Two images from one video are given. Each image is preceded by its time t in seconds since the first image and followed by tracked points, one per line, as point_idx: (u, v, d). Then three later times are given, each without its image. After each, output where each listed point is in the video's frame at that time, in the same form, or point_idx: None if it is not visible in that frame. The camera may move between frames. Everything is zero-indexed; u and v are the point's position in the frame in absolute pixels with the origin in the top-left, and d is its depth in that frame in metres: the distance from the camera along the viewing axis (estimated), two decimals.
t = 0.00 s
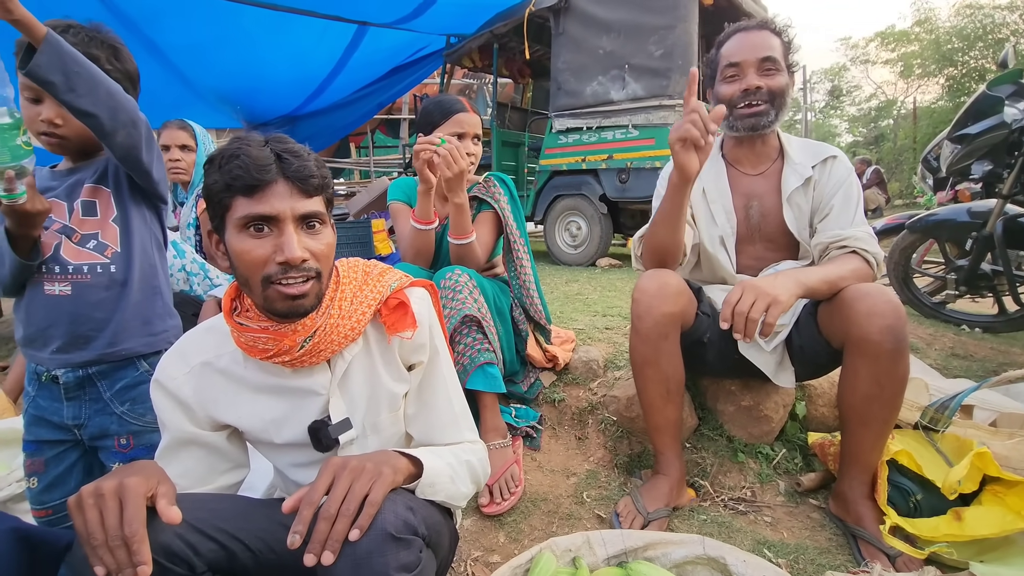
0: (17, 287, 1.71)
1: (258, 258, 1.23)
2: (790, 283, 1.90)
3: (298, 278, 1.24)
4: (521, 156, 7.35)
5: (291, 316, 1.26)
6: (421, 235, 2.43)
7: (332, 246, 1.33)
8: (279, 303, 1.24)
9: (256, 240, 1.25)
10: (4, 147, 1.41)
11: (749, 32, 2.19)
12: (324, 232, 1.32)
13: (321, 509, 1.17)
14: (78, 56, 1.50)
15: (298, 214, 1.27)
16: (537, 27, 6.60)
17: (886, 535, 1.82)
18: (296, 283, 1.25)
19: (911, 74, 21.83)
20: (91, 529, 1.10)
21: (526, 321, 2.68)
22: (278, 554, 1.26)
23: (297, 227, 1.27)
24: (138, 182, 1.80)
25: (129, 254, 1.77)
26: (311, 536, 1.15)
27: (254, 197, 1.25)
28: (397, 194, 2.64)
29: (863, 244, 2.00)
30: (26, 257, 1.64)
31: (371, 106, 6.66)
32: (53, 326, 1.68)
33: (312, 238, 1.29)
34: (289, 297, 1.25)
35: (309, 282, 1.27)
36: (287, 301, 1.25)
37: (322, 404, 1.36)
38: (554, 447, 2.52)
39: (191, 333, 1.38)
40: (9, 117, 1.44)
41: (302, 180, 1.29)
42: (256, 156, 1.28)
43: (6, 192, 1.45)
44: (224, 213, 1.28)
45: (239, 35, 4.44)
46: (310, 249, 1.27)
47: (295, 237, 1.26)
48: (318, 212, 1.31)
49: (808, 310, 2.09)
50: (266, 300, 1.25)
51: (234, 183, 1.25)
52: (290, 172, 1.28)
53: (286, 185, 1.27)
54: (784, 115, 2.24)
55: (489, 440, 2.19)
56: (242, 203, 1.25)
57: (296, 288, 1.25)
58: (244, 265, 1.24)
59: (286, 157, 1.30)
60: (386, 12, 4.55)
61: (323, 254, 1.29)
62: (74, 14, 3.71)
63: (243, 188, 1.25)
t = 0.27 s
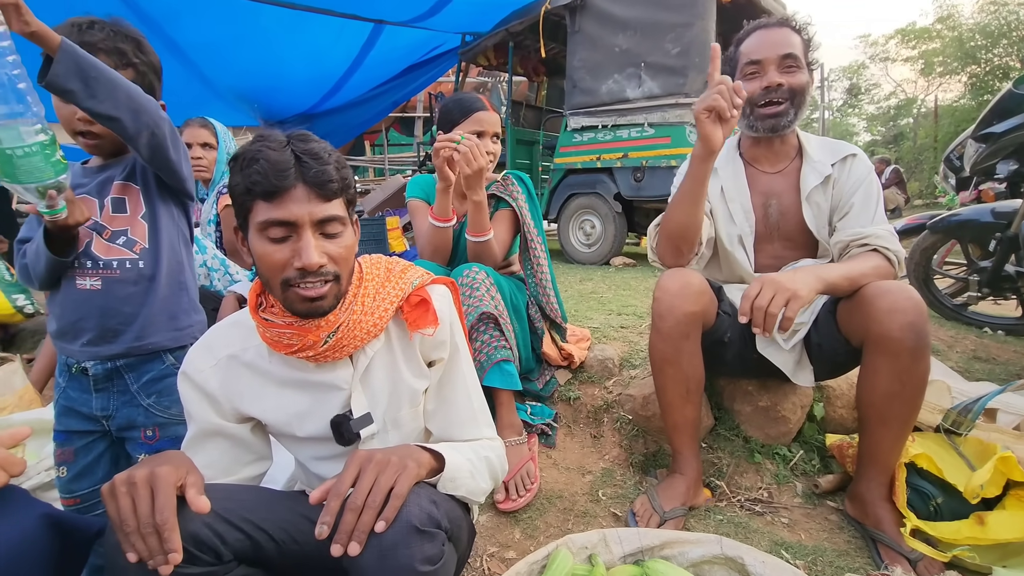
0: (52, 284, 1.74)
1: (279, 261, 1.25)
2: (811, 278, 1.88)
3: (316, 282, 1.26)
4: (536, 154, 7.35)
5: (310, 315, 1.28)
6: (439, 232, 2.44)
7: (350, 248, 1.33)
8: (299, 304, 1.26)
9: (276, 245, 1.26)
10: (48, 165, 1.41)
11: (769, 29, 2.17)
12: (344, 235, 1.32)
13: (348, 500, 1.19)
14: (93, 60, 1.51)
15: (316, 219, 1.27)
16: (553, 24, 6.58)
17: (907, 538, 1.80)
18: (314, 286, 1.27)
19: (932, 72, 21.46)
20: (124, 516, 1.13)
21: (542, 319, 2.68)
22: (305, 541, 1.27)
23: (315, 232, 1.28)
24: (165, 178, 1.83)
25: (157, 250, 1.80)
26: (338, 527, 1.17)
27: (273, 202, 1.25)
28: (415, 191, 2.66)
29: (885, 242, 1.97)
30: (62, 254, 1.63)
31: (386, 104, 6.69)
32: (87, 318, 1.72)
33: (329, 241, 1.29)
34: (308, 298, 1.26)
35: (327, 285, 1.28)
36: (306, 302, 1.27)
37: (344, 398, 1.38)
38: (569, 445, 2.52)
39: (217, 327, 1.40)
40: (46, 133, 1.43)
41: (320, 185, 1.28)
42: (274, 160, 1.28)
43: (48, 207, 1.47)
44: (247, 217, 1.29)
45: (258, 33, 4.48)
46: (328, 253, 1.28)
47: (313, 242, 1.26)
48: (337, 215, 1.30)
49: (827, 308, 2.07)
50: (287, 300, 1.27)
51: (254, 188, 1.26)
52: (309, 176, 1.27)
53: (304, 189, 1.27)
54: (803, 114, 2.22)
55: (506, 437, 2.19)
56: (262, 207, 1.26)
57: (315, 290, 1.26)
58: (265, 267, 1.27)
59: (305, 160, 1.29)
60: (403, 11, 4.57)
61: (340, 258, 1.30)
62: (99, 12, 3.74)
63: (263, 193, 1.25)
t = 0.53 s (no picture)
0: (109, 275, 1.81)
1: (306, 266, 1.28)
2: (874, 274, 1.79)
3: (341, 287, 1.27)
4: (563, 150, 7.32)
5: (339, 317, 1.31)
6: (471, 228, 2.46)
7: (376, 251, 1.32)
8: (327, 306, 1.29)
9: (303, 250, 1.28)
10: (112, 154, 1.46)
11: (805, 24, 2.14)
12: (369, 238, 1.31)
13: (395, 484, 1.23)
14: (151, 69, 1.56)
15: (337, 226, 1.27)
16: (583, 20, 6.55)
17: (946, 548, 1.77)
18: (340, 292, 1.28)
19: (976, 68, 20.71)
20: (182, 491, 1.17)
21: (571, 316, 2.68)
22: (350, 523, 1.33)
23: (337, 238, 1.28)
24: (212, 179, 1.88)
25: (203, 244, 1.86)
26: (385, 509, 1.22)
27: (296, 209, 1.26)
28: (447, 186, 2.68)
29: (933, 241, 1.92)
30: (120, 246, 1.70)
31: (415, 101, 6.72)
32: (139, 306, 1.78)
33: (352, 246, 1.29)
34: (335, 303, 1.28)
35: (353, 290, 1.29)
36: (334, 307, 1.29)
37: (381, 393, 1.40)
38: (597, 442, 2.52)
39: (264, 318, 1.44)
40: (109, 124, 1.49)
41: (339, 192, 1.26)
42: (291, 168, 1.27)
43: (112, 195, 1.51)
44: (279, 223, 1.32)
45: (292, 30, 4.55)
46: (350, 258, 1.27)
47: (335, 248, 1.27)
48: (359, 219, 1.29)
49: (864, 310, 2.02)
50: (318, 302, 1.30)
51: (279, 200, 1.28)
52: (327, 182, 1.26)
53: (323, 196, 1.26)
54: (838, 108, 2.15)
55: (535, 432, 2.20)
56: (287, 214, 1.27)
57: (340, 296, 1.28)
58: (297, 270, 1.30)
59: (325, 166, 1.28)
60: (433, 8, 4.60)
61: (365, 262, 1.30)
62: (143, 9, 3.84)
63: (286, 203, 1.27)
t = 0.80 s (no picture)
0: (213, 247, 1.98)
1: (396, 242, 1.33)
2: (974, 269, 1.66)
3: (427, 263, 1.32)
4: (629, 137, 7.14)
5: (426, 295, 1.36)
6: (542, 214, 2.48)
7: (461, 228, 1.36)
8: (414, 282, 1.34)
9: (392, 225, 1.34)
10: (230, 122, 1.65)
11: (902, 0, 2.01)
12: (454, 215, 1.35)
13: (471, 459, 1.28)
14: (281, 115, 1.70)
15: (425, 201, 1.32)
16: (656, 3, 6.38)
17: None
18: (427, 270, 1.33)
19: None
20: (284, 453, 1.27)
21: (639, 305, 2.66)
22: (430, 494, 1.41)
23: (425, 213, 1.33)
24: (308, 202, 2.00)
25: (297, 227, 1.97)
26: (462, 483, 1.28)
27: (387, 184, 1.32)
28: (519, 171, 2.71)
29: None
30: (227, 218, 1.91)
31: (480, 87, 6.66)
32: (233, 280, 1.93)
33: (439, 222, 1.34)
34: (422, 279, 1.34)
35: (438, 267, 1.34)
36: (420, 283, 1.34)
37: (460, 368, 1.46)
38: (662, 431, 2.51)
39: (352, 292, 1.53)
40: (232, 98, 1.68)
41: (428, 168, 1.32)
42: (387, 144, 1.33)
43: (222, 164, 1.72)
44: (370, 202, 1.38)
45: (368, 17, 4.67)
46: (437, 234, 1.32)
47: (422, 224, 1.32)
48: (446, 196, 1.34)
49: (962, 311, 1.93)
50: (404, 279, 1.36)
51: (371, 175, 1.34)
52: (418, 158, 1.32)
53: (414, 172, 1.32)
54: (938, 86, 2.02)
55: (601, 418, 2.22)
56: (379, 189, 1.34)
57: (427, 273, 1.34)
58: (385, 246, 1.35)
59: (416, 144, 1.34)
60: None
61: (450, 239, 1.34)
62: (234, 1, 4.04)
63: (379, 177, 1.33)
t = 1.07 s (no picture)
0: (325, 222, 2.09)
1: (504, 206, 1.38)
2: None
3: (533, 229, 1.36)
4: (715, 122, 6.57)
5: (528, 261, 1.39)
6: (632, 197, 2.44)
7: (568, 197, 1.40)
8: (518, 249, 1.38)
9: (502, 189, 1.39)
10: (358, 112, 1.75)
11: None
12: (563, 184, 1.40)
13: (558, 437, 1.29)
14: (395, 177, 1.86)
15: (539, 165, 1.37)
16: None
17: None
18: (531, 235, 1.37)
19: None
20: (402, 414, 1.35)
21: (729, 293, 2.56)
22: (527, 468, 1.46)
23: (536, 178, 1.37)
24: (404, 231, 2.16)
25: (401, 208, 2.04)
26: (550, 459, 1.28)
27: (504, 148, 1.38)
28: (609, 155, 2.67)
29: None
30: (341, 196, 1.99)
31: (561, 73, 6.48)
32: (337, 254, 2.05)
33: (550, 188, 1.38)
34: (526, 245, 1.38)
35: (543, 233, 1.38)
36: (524, 249, 1.38)
37: (551, 346, 1.48)
38: (751, 424, 2.44)
39: (452, 267, 1.57)
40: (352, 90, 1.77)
41: (544, 133, 1.37)
42: (507, 111, 1.40)
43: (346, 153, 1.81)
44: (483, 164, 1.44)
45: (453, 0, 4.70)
46: (546, 200, 1.36)
47: (534, 187, 1.37)
48: (557, 162, 1.38)
49: None
50: (507, 247, 1.40)
51: (488, 138, 1.40)
52: (534, 125, 1.37)
53: (530, 137, 1.37)
54: None
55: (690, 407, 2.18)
56: (495, 154, 1.39)
57: (531, 238, 1.37)
58: (494, 210, 1.41)
59: (534, 111, 1.39)
60: None
61: (558, 206, 1.38)
62: None
63: (495, 141, 1.39)
